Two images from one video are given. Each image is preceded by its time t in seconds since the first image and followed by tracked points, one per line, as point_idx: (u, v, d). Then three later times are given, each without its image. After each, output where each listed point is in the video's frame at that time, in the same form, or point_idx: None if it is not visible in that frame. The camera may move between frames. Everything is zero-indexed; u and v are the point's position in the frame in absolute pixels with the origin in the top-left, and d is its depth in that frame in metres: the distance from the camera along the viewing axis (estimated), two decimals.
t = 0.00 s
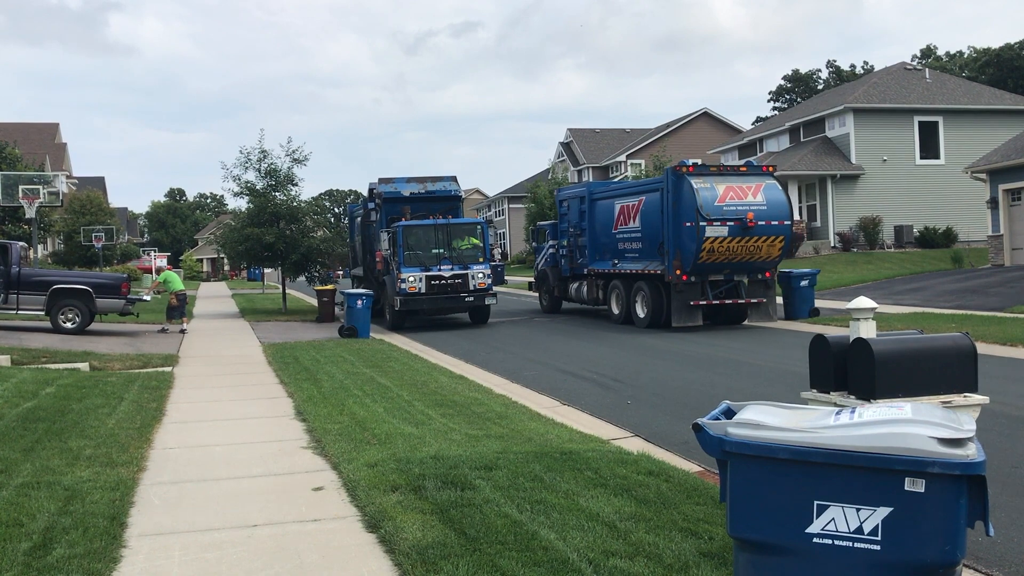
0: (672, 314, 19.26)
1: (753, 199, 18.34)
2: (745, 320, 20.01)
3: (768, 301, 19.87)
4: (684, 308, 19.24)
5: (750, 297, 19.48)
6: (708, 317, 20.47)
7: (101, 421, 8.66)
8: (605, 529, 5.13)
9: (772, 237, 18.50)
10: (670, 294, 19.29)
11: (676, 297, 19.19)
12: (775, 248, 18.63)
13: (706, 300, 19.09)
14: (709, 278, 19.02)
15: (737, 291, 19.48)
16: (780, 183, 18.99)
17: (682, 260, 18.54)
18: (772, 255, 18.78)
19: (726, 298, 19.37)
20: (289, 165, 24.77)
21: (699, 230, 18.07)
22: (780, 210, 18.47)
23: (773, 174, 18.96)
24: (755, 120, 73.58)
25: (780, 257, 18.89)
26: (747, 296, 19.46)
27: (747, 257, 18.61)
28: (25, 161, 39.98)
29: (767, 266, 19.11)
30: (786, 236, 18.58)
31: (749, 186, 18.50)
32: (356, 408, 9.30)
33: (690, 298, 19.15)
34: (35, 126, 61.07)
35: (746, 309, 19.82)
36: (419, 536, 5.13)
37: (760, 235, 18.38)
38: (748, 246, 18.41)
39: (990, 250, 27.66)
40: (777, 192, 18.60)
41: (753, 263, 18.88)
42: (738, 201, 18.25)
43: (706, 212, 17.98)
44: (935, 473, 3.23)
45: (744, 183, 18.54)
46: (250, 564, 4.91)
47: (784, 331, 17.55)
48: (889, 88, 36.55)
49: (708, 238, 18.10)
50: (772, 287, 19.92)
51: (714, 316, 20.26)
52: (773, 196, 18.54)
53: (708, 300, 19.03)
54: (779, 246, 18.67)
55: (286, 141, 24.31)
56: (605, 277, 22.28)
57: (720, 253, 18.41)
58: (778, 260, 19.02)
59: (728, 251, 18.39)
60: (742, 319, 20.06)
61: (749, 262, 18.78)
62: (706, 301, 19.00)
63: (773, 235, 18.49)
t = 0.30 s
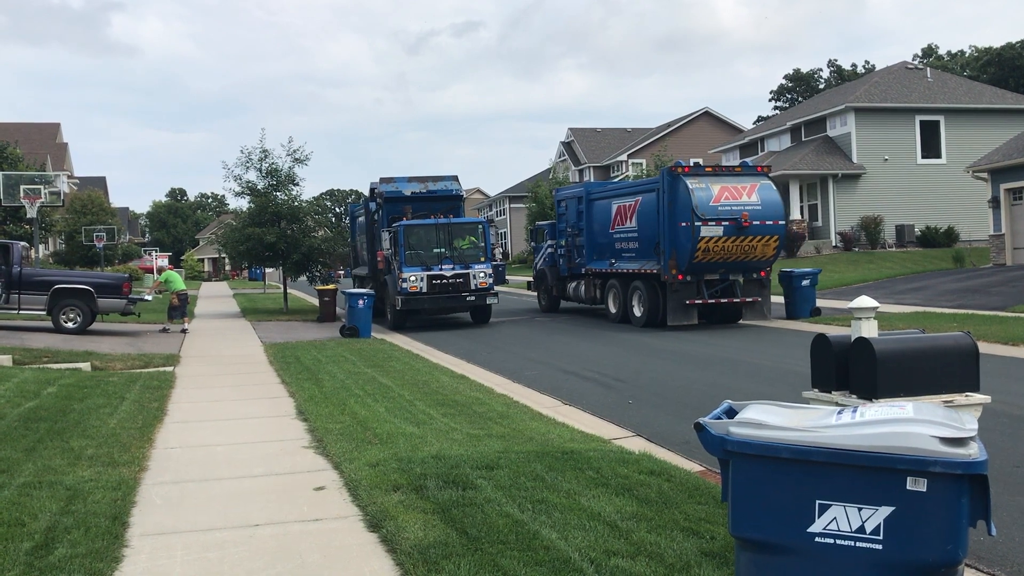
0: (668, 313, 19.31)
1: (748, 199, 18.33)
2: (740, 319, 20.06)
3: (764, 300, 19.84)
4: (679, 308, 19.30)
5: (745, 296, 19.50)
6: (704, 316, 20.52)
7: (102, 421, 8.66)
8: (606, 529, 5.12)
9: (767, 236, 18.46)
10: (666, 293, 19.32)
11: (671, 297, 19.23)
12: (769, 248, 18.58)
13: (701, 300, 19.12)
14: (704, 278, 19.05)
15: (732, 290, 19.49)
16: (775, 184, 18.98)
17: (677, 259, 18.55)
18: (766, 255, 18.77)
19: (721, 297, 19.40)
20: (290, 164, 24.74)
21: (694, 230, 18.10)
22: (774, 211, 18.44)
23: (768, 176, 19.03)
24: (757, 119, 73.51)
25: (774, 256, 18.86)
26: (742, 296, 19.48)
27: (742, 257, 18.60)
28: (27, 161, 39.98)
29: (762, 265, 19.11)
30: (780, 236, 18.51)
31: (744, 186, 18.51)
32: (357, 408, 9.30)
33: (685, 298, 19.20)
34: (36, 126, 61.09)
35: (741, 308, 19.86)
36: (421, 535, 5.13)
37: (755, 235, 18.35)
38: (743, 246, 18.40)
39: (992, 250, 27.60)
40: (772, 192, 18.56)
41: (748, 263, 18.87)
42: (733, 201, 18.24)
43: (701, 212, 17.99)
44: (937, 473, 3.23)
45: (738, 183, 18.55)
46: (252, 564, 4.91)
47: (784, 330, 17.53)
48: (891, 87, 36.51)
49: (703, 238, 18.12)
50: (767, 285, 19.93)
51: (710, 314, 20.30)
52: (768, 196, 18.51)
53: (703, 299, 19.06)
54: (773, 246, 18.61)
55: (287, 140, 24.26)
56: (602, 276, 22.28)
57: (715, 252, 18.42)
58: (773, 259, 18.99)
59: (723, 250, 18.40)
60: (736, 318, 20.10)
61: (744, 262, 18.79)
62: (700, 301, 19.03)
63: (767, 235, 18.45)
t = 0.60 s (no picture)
0: (667, 312, 19.30)
1: (747, 199, 18.32)
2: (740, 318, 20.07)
3: (762, 299, 19.84)
4: (679, 306, 19.30)
5: (744, 295, 19.47)
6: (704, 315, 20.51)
7: (107, 420, 8.67)
8: (611, 528, 5.12)
9: (766, 236, 18.45)
10: (665, 292, 19.30)
11: (671, 296, 19.22)
12: (768, 247, 18.57)
13: (701, 298, 19.11)
14: (704, 277, 19.04)
15: (731, 289, 19.47)
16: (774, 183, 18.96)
17: (677, 258, 18.55)
18: (765, 254, 18.76)
19: (721, 296, 19.38)
20: (294, 164, 24.73)
21: (693, 229, 18.09)
22: (773, 210, 18.44)
23: (767, 174, 18.96)
24: (761, 118, 73.42)
25: (773, 256, 18.85)
26: (741, 295, 19.46)
27: (740, 256, 18.59)
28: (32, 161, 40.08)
29: (762, 264, 19.09)
30: (779, 236, 18.51)
31: (743, 186, 18.50)
32: (361, 407, 9.31)
33: (685, 296, 19.20)
34: (41, 126, 61.20)
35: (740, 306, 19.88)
36: (425, 534, 5.13)
37: (753, 234, 18.35)
38: (742, 245, 18.38)
39: (997, 249, 27.52)
40: (771, 192, 18.55)
41: (747, 262, 18.87)
42: (732, 201, 18.23)
43: (700, 212, 17.98)
44: (943, 472, 3.22)
45: (737, 183, 18.54)
46: (256, 563, 4.91)
47: (788, 330, 17.51)
48: (895, 86, 36.44)
49: (702, 237, 18.10)
50: (767, 284, 19.92)
51: (709, 313, 20.29)
52: (767, 195, 18.50)
53: (703, 298, 19.06)
54: (772, 246, 18.60)
55: (290, 140, 24.22)
56: (603, 275, 22.27)
57: (715, 252, 18.40)
58: (772, 258, 18.98)
59: (722, 250, 18.38)
60: (735, 317, 20.12)
61: (743, 261, 18.77)
62: (699, 300, 19.02)
63: (766, 235, 18.44)
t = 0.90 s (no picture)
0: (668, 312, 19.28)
1: (748, 200, 18.30)
2: (741, 317, 20.07)
3: (764, 299, 19.77)
4: (681, 305, 19.31)
5: (745, 295, 19.43)
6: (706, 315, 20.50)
7: (114, 419, 8.69)
8: (617, 528, 5.12)
9: (767, 236, 18.42)
10: (666, 291, 19.28)
11: (673, 295, 19.22)
12: (769, 247, 18.53)
13: (702, 298, 19.10)
14: (706, 277, 19.01)
15: (732, 288, 19.44)
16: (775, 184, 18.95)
17: (679, 258, 18.54)
18: (766, 254, 18.73)
19: (722, 296, 19.37)
20: (300, 163, 24.76)
21: (694, 229, 18.07)
22: (774, 211, 18.41)
23: (768, 175, 18.95)
24: (767, 118, 73.34)
25: (774, 256, 18.80)
26: (742, 295, 19.41)
27: (742, 256, 18.57)
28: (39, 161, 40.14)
29: (763, 264, 19.05)
30: (781, 236, 18.47)
31: (744, 186, 18.49)
32: (367, 407, 9.32)
33: (686, 296, 19.21)
34: (47, 125, 61.36)
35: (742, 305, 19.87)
36: (431, 534, 5.13)
37: (755, 234, 18.31)
38: (743, 245, 18.35)
39: (1004, 249, 27.42)
40: (772, 192, 18.53)
41: (749, 262, 18.84)
42: (733, 201, 18.21)
43: (702, 212, 17.96)
44: (951, 473, 3.21)
45: (738, 183, 18.53)
46: (263, 562, 4.93)
47: (793, 330, 17.47)
48: (901, 85, 36.36)
49: (704, 238, 18.07)
50: (767, 284, 19.86)
51: (711, 312, 20.27)
52: (768, 196, 18.48)
53: (704, 297, 19.04)
54: (773, 246, 18.56)
55: (296, 139, 24.23)
56: (606, 275, 22.25)
57: (716, 252, 18.38)
58: (773, 258, 18.93)
59: (723, 250, 18.35)
60: (737, 316, 20.12)
61: (744, 261, 18.74)
62: (701, 299, 19.01)
63: (767, 235, 18.40)
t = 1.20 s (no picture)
0: (671, 313, 19.25)
1: (751, 202, 18.25)
2: (743, 319, 19.97)
3: (767, 300, 19.67)
4: (684, 306, 19.28)
5: (748, 296, 19.36)
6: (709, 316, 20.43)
7: (121, 420, 8.72)
8: (623, 530, 5.12)
9: (769, 238, 18.41)
10: (669, 292, 19.25)
11: (675, 297, 19.19)
12: (771, 248, 18.53)
13: (705, 299, 19.06)
14: (708, 278, 18.99)
15: (735, 290, 19.40)
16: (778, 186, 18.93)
17: (681, 260, 18.51)
18: (769, 256, 18.71)
19: (724, 297, 19.32)
20: (306, 165, 24.81)
21: (697, 231, 18.06)
22: (776, 213, 18.38)
23: (770, 178, 18.93)
24: (773, 119, 73.26)
25: (777, 258, 18.79)
26: (745, 296, 19.37)
27: (745, 258, 18.57)
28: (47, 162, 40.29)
29: (766, 266, 19.03)
30: (783, 238, 18.46)
31: (747, 188, 18.44)
32: (373, 408, 9.34)
33: (689, 297, 19.19)
34: (55, 126, 61.58)
35: (744, 307, 19.75)
36: (437, 535, 5.14)
37: (758, 236, 18.32)
38: (745, 247, 18.35)
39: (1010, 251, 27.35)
40: (775, 194, 18.52)
41: (751, 264, 18.84)
42: (736, 204, 18.15)
43: (704, 214, 17.95)
44: (959, 475, 3.20)
45: (741, 185, 18.50)
46: (269, 562, 4.94)
47: (800, 332, 17.44)
48: (908, 86, 36.28)
49: (707, 239, 18.07)
50: (770, 285, 19.82)
51: (714, 313, 20.21)
52: (771, 198, 18.45)
53: (707, 299, 19.00)
54: (776, 247, 18.57)
55: (303, 141, 24.27)
56: (609, 276, 22.23)
57: (719, 253, 18.38)
58: (775, 260, 18.91)
59: (726, 251, 18.35)
60: (739, 319, 20.03)
61: (747, 262, 18.74)
62: (704, 301, 18.98)
63: (769, 237, 18.41)
